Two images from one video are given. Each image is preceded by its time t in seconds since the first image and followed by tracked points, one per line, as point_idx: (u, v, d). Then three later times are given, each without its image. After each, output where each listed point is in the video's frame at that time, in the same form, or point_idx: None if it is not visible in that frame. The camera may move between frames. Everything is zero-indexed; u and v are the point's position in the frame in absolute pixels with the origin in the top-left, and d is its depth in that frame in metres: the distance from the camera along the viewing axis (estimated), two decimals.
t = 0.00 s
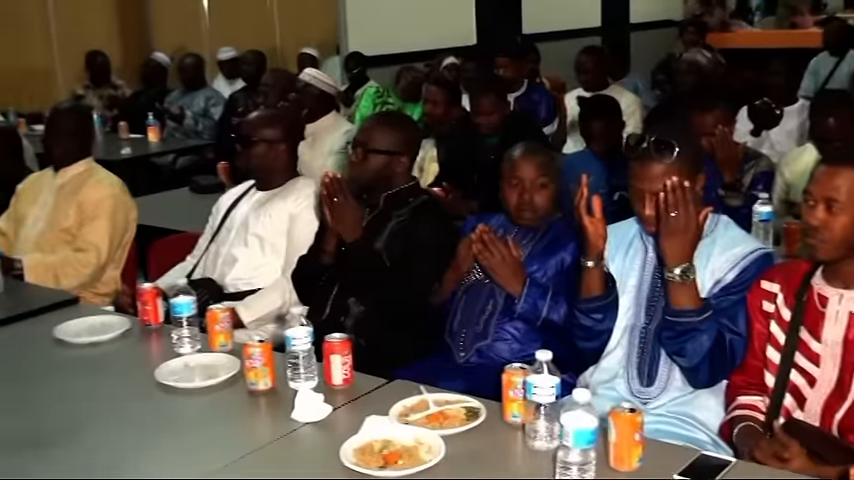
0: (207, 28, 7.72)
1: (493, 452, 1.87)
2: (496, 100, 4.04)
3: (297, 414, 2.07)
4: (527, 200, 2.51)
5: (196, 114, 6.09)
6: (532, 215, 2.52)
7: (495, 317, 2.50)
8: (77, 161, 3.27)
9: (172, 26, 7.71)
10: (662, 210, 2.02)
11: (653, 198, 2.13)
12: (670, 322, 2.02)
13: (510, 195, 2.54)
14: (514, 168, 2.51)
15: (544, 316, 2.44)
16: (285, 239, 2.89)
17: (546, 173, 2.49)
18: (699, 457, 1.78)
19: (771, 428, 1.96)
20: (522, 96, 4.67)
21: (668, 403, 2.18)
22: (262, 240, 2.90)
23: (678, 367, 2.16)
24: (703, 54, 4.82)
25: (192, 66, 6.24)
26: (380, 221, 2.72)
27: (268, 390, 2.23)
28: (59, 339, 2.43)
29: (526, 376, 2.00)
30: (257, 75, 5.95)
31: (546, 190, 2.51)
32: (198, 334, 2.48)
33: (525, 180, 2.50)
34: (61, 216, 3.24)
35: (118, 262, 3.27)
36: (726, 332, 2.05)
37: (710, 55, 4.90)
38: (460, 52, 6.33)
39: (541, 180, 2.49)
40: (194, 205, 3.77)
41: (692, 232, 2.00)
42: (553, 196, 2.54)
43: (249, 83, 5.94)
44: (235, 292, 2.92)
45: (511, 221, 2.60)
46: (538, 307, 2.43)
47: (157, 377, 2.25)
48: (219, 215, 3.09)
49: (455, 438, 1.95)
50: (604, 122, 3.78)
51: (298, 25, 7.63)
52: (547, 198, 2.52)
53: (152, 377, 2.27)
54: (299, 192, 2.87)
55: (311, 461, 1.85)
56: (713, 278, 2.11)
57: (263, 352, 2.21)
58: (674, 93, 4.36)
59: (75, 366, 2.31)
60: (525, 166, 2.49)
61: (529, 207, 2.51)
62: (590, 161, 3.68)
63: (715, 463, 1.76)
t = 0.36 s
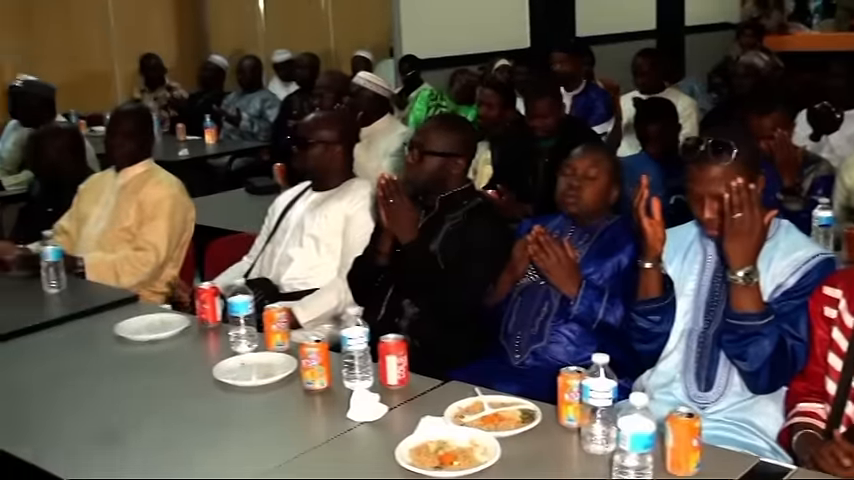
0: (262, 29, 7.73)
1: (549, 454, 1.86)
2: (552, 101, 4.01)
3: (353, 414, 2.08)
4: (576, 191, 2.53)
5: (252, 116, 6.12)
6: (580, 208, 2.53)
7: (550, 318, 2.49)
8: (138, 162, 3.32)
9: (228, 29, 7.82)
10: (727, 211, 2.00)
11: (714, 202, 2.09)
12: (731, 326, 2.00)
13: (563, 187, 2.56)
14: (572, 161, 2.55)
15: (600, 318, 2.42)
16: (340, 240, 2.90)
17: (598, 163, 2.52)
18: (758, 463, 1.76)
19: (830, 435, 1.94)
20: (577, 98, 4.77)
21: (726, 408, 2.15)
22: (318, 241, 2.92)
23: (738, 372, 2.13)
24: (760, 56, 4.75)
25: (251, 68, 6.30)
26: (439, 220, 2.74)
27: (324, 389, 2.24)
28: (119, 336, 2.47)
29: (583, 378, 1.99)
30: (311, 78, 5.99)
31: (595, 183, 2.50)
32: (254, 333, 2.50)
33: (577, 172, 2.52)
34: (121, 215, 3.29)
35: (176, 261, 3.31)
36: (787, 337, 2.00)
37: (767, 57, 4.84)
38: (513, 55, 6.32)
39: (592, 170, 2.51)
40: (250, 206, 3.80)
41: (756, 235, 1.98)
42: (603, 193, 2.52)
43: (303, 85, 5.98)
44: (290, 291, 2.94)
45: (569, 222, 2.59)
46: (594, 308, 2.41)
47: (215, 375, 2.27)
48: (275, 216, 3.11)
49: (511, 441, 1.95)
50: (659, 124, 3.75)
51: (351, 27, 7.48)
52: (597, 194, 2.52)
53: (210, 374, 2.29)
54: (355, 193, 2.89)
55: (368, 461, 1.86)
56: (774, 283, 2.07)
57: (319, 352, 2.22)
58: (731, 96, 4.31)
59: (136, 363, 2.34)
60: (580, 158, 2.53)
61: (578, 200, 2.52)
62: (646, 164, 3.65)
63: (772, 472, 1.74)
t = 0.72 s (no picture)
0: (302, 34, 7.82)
1: (589, 459, 1.85)
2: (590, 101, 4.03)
3: (391, 417, 2.08)
4: (621, 187, 2.52)
5: (293, 119, 6.15)
6: (625, 206, 2.52)
7: (591, 322, 2.48)
8: (181, 164, 3.36)
9: (270, 34, 7.90)
10: (769, 216, 1.97)
11: (757, 201, 2.07)
12: (773, 332, 1.98)
13: (609, 186, 2.56)
14: (619, 164, 2.58)
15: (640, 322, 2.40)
16: (380, 244, 2.91)
17: (645, 165, 2.54)
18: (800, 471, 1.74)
19: None
20: (619, 98, 4.77)
21: (769, 414, 2.14)
22: (357, 244, 2.93)
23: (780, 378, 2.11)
24: (803, 59, 4.70)
25: (292, 71, 6.35)
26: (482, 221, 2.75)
27: (363, 391, 2.25)
28: (161, 336, 2.49)
29: (622, 383, 1.98)
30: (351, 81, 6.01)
31: (641, 180, 2.50)
32: (294, 335, 2.50)
33: (624, 170, 2.55)
34: (163, 217, 3.32)
35: (216, 264, 3.34)
36: (830, 344, 1.99)
37: (811, 60, 4.78)
38: (553, 58, 6.30)
39: (636, 170, 2.53)
40: (291, 209, 3.82)
41: (799, 241, 1.95)
42: (649, 195, 2.51)
43: (343, 88, 6.01)
44: (330, 294, 2.95)
45: (610, 225, 2.59)
46: (634, 310, 2.40)
47: (255, 376, 2.29)
48: (315, 218, 3.11)
49: (550, 445, 1.94)
50: (700, 127, 3.71)
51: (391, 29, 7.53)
52: (642, 193, 2.50)
53: (250, 375, 2.31)
54: (396, 197, 2.90)
55: (406, 463, 1.86)
56: (817, 289, 2.05)
57: (358, 354, 2.23)
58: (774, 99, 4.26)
59: (179, 363, 2.36)
60: (628, 161, 2.57)
61: (620, 195, 2.52)
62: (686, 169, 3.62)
63: None
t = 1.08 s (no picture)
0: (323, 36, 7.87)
1: (610, 464, 1.85)
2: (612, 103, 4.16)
3: (413, 420, 2.08)
4: (645, 190, 2.55)
5: (314, 121, 6.15)
6: (647, 209, 2.53)
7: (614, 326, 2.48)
8: (203, 167, 3.37)
9: (291, 37, 7.95)
10: (793, 222, 1.96)
11: (784, 201, 2.05)
12: (796, 338, 1.97)
13: (633, 190, 2.58)
14: (642, 169, 2.62)
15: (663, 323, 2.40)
16: (401, 246, 2.91)
17: (668, 170, 2.58)
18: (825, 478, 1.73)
19: None
20: (641, 102, 4.73)
21: (792, 420, 2.14)
22: (379, 246, 2.93)
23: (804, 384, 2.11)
24: (827, 63, 4.67)
25: (313, 74, 6.35)
26: (506, 223, 2.75)
27: (384, 393, 2.26)
28: (184, 337, 2.50)
29: (645, 388, 1.97)
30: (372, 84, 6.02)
31: (665, 185, 2.54)
32: (316, 337, 2.51)
33: (648, 175, 2.59)
34: (185, 219, 3.34)
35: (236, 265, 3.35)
36: None
37: (835, 64, 4.75)
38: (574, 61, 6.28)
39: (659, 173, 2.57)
40: (313, 211, 3.83)
41: (824, 246, 1.94)
42: (671, 200, 2.53)
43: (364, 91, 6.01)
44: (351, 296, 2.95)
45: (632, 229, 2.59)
46: (651, 295, 2.38)
47: (277, 378, 2.30)
48: (337, 221, 3.12)
49: (572, 449, 1.93)
50: (722, 131, 3.69)
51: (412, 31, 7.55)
52: (665, 197, 2.53)
53: (272, 377, 2.31)
54: (417, 200, 2.90)
55: (427, 466, 1.86)
56: (842, 294, 2.04)
57: (379, 356, 2.24)
58: (798, 103, 4.24)
59: (202, 364, 2.37)
60: (652, 166, 2.61)
61: (644, 198, 2.54)
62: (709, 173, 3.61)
63: None
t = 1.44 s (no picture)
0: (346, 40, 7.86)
1: (635, 469, 1.83)
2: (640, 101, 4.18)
3: (436, 423, 2.08)
4: (667, 194, 2.52)
5: (337, 125, 6.15)
6: (670, 214, 2.51)
7: (638, 332, 2.46)
8: (231, 170, 3.37)
9: (314, 40, 7.96)
10: (820, 226, 1.94)
11: (816, 197, 2.05)
12: (822, 344, 1.96)
13: (655, 194, 2.55)
14: (666, 174, 2.59)
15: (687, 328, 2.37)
16: (425, 248, 2.90)
17: (692, 174, 2.54)
18: None
19: None
20: (665, 108, 4.72)
21: (817, 428, 2.12)
22: (402, 248, 2.92)
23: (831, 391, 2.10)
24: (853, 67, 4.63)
25: (336, 76, 6.36)
26: (527, 227, 2.72)
27: (408, 396, 2.25)
28: (208, 339, 2.51)
29: (670, 394, 1.96)
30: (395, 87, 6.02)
31: (688, 189, 2.50)
32: (339, 339, 2.51)
33: (671, 179, 2.55)
34: (213, 220, 3.33)
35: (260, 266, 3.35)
36: None
37: None
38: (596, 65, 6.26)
39: (681, 177, 2.54)
40: (336, 214, 3.83)
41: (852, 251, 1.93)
42: (696, 205, 2.50)
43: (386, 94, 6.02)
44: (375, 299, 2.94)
45: (656, 233, 2.57)
46: (646, 293, 2.42)
47: (300, 379, 2.29)
48: (359, 223, 3.12)
49: (597, 455, 1.92)
50: (747, 135, 3.67)
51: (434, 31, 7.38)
52: (688, 202, 2.49)
53: (295, 379, 2.32)
54: (441, 201, 2.89)
55: (451, 470, 1.85)
56: None
57: (403, 359, 2.23)
58: (823, 107, 4.21)
59: (226, 366, 2.38)
60: (676, 170, 2.57)
61: (667, 203, 2.51)
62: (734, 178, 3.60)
63: None
